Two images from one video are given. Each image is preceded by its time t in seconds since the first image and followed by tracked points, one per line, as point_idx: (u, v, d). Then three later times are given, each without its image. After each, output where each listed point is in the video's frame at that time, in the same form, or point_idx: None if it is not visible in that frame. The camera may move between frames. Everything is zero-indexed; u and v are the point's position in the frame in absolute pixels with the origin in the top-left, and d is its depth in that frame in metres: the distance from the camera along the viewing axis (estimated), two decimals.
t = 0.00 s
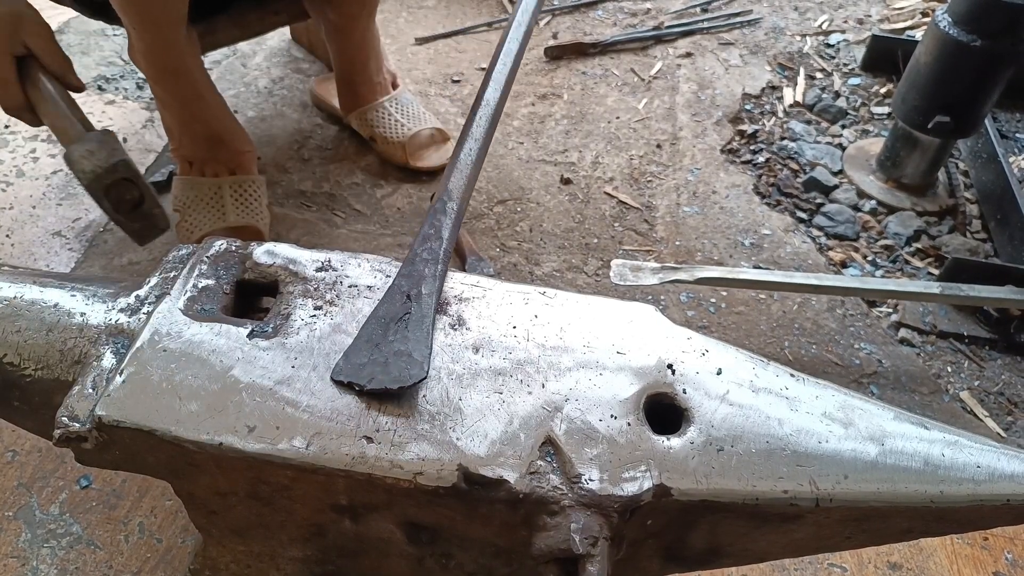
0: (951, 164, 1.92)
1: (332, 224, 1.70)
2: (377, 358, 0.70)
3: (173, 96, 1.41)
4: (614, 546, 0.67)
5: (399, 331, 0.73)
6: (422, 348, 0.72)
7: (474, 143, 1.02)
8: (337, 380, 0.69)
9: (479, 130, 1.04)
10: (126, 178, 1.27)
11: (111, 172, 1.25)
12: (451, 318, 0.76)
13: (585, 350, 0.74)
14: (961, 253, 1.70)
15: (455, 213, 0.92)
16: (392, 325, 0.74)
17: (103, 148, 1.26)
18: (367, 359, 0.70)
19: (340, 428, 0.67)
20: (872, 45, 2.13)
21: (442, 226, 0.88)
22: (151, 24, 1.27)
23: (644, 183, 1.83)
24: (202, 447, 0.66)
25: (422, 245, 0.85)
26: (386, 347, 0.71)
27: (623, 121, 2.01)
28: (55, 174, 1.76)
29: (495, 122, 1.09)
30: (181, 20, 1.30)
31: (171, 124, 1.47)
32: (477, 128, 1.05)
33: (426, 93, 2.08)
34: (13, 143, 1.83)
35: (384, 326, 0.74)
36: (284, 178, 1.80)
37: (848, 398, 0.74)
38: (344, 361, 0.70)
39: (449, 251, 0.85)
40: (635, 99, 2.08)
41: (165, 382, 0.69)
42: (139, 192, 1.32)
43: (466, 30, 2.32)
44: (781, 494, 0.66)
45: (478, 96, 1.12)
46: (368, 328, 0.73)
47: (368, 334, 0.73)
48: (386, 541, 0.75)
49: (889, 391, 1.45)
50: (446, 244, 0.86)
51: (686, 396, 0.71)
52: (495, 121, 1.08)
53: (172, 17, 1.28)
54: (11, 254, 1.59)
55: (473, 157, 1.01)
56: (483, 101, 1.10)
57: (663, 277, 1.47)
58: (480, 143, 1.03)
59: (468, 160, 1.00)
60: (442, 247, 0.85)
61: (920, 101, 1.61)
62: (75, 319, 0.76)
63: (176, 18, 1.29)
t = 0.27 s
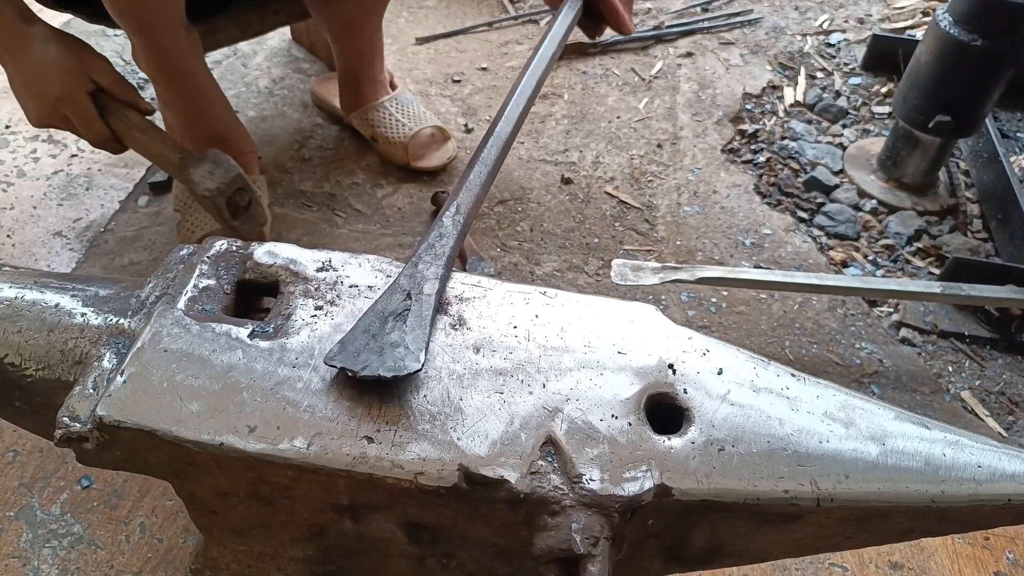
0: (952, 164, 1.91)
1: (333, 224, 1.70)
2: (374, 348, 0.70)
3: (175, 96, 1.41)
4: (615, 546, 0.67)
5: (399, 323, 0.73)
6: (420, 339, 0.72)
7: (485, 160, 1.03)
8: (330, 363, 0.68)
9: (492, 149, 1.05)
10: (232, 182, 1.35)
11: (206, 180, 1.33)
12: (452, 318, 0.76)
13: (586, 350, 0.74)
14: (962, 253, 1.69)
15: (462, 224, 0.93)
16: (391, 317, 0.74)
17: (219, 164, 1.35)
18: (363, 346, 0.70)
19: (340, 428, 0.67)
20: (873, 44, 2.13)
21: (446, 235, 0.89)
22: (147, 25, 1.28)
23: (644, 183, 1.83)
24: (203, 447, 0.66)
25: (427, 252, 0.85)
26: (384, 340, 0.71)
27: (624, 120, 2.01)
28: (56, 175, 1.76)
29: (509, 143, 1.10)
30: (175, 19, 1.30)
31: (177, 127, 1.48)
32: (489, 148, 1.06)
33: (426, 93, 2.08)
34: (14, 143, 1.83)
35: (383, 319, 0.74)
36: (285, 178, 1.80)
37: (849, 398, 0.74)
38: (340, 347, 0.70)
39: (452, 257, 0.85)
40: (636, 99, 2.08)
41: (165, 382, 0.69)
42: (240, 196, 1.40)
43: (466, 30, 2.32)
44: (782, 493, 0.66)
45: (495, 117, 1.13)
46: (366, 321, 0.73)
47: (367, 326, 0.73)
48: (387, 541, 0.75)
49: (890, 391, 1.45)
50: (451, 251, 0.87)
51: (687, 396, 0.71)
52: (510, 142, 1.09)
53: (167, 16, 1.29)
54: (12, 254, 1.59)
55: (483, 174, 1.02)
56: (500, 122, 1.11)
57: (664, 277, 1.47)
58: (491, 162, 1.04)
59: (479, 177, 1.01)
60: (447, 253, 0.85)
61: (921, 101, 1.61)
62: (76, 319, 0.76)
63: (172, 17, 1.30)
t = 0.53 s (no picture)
0: (951, 163, 1.91)
1: (331, 224, 1.70)
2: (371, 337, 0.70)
3: (176, 96, 1.42)
4: (614, 546, 0.67)
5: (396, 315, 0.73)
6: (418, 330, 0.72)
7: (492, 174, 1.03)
8: (324, 345, 0.68)
9: (500, 161, 1.05)
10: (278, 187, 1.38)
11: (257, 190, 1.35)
12: (451, 318, 0.76)
13: (585, 350, 0.74)
14: (960, 252, 1.69)
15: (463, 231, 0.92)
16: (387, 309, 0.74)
17: (263, 169, 1.37)
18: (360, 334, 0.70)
19: (339, 428, 0.67)
20: (871, 43, 2.12)
21: (447, 241, 0.89)
22: (147, 28, 1.27)
23: (643, 183, 1.83)
24: (201, 448, 0.66)
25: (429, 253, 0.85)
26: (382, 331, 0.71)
27: (622, 120, 2.01)
28: (54, 175, 1.76)
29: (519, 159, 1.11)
30: (176, 22, 1.30)
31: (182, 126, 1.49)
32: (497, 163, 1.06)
33: (425, 92, 2.08)
34: (11, 143, 1.83)
35: (380, 311, 0.74)
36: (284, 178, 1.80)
37: (848, 397, 0.74)
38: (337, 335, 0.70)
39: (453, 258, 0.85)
40: (635, 98, 2.08)
41: (164, 382, 0.68)
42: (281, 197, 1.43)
43: (465, 29, 2.32)
44: (782, 493, 0.66)
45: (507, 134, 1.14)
46: (363, 310, 0.73)
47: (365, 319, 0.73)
48: (386, 541, 0.75)
49: (889, 390, 1.45)
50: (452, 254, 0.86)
51: (686, 396, 0.71)
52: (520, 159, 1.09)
53: (168, 19, 1.28)
54: (10, 254, 1.59)
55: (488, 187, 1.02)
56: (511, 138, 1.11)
57: (662, 276, 1.47)
58: (499, 177, 1.04)
59: (485, 189, 1.01)
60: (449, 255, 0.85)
61: (919, 100, 1.61)
62: (74, 320, 0.75)
63: (172, 22, 1.30)
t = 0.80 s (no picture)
0: (954, 163, 1.91)
1: (333, 223, 1.70)
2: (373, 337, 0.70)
3: (180, 96, 1.42)
4: (617, 547, 0.67)
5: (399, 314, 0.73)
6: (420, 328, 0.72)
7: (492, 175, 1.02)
8: (327, 345, 0.69)
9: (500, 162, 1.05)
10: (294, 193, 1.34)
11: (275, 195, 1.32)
12: (453, 318, 0.76)
13: (588, 350, 0.74)
14: (964, 252, 1.69)
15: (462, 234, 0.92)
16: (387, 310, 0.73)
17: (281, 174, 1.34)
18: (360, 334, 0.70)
19: (342, 428, 0.67)
20: (875, 43, 2.12)
21: (448, 241, 0.89)
22: (151, 30, 1.28)
23: (646, 182, 1.82)
24: (203, 448, 0.66)
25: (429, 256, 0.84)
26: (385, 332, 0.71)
27: (625, 119, 2.01)
28: (56, 175, 1.76)
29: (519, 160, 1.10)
30: (181, 24, 1.30)
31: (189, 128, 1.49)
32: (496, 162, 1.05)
33: (427, 92, 2.08)
34: (14, 142, 1.83)
35: (383, 310, 0.74)
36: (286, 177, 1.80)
37: (852, 398, 0.73)
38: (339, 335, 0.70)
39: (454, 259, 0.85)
40: (637, 98, 2.08)
41: (166, 382, 0.68)
42: (297, 201, 1.39)
43: (467, 28, 2.32)
44: (785, 495, 0.66)
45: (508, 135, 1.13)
46: (366, 309, 0.73)
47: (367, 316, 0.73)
48: (388, 542, 0.75)
49: (892, 391, 1.44)
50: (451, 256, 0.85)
51: (689, 397, 0.71)
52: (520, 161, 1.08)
53: (172, 22, 1.28)
54: (13, 254, 1.59)
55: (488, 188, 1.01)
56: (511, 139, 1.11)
57: (665, 277, 1.47)
58: (500, 179, 1.03)
59: (485, 190, 1.01)
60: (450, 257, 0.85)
61: (923, 100, 1.60)
62: (76, 320, 0.75)
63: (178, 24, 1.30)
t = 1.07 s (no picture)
0: (954, 163, 1.91)
1: (334, 224, 1.70)
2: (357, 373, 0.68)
3: (181, 97, 1.42)
4: (616, 546, 0.67)
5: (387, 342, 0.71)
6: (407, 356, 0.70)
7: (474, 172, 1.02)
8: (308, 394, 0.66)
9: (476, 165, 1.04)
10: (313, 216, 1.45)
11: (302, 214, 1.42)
12: (453, 318, 0.76)
13: (588, 350, 0.74)
14: (963, 252, 1.69)
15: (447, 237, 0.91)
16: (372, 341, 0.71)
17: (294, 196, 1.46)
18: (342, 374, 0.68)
19: (342, 428, 0.67)
20: (874, 43, 2.12)
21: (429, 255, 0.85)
22: (158, 31, 1.28)
23: (646, 183, 1.83)
24: (203, 448, 0.66)
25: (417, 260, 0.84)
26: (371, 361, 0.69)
27: (625, 120, 2.01)
28: (57, 176, 1.76)
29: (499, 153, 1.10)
30: (186, 26, 1.30)
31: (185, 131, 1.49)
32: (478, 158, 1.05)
33: (427, 93, 2.08)
34: (14, 143, 1.83)
35: (363, 345, 0.71)
36: (286, 178, 1.80)
37: (851, 398, 0.73)
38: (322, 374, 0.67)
39: (444, 261, 0.85)
40: (637, 98, 2.08)
41: (166, 383, 0.69)
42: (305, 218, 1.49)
43: (467, 29, 2.32)
44: (784, 494, 0.66)
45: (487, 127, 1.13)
46: (345, 345, 0.71)
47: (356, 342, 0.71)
48: (388, 542, 0.75)
49: (892, 391, 1.44)
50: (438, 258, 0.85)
51: (688, 397, 0.71)
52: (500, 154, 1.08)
53: (178, 24, 1.29)
54: (13, 255, 1.59)
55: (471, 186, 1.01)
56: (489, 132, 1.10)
57: (664, 277, 1.47)
58: (479, 174, 1.03)
59: (469, 190, 1.01)
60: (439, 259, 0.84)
61: (922, 100, 1.60)
62: (76, 320, 0.76)
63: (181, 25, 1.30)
